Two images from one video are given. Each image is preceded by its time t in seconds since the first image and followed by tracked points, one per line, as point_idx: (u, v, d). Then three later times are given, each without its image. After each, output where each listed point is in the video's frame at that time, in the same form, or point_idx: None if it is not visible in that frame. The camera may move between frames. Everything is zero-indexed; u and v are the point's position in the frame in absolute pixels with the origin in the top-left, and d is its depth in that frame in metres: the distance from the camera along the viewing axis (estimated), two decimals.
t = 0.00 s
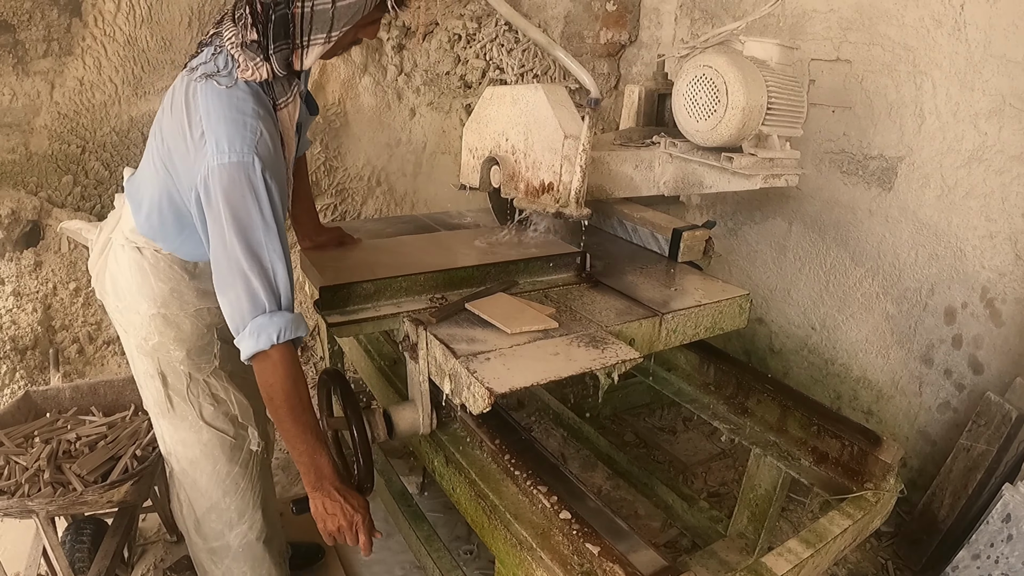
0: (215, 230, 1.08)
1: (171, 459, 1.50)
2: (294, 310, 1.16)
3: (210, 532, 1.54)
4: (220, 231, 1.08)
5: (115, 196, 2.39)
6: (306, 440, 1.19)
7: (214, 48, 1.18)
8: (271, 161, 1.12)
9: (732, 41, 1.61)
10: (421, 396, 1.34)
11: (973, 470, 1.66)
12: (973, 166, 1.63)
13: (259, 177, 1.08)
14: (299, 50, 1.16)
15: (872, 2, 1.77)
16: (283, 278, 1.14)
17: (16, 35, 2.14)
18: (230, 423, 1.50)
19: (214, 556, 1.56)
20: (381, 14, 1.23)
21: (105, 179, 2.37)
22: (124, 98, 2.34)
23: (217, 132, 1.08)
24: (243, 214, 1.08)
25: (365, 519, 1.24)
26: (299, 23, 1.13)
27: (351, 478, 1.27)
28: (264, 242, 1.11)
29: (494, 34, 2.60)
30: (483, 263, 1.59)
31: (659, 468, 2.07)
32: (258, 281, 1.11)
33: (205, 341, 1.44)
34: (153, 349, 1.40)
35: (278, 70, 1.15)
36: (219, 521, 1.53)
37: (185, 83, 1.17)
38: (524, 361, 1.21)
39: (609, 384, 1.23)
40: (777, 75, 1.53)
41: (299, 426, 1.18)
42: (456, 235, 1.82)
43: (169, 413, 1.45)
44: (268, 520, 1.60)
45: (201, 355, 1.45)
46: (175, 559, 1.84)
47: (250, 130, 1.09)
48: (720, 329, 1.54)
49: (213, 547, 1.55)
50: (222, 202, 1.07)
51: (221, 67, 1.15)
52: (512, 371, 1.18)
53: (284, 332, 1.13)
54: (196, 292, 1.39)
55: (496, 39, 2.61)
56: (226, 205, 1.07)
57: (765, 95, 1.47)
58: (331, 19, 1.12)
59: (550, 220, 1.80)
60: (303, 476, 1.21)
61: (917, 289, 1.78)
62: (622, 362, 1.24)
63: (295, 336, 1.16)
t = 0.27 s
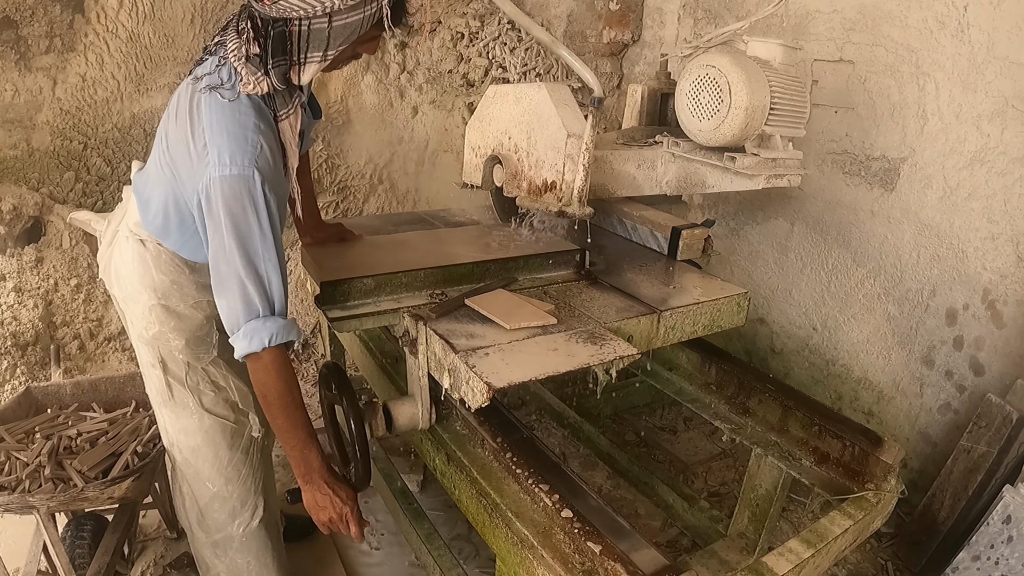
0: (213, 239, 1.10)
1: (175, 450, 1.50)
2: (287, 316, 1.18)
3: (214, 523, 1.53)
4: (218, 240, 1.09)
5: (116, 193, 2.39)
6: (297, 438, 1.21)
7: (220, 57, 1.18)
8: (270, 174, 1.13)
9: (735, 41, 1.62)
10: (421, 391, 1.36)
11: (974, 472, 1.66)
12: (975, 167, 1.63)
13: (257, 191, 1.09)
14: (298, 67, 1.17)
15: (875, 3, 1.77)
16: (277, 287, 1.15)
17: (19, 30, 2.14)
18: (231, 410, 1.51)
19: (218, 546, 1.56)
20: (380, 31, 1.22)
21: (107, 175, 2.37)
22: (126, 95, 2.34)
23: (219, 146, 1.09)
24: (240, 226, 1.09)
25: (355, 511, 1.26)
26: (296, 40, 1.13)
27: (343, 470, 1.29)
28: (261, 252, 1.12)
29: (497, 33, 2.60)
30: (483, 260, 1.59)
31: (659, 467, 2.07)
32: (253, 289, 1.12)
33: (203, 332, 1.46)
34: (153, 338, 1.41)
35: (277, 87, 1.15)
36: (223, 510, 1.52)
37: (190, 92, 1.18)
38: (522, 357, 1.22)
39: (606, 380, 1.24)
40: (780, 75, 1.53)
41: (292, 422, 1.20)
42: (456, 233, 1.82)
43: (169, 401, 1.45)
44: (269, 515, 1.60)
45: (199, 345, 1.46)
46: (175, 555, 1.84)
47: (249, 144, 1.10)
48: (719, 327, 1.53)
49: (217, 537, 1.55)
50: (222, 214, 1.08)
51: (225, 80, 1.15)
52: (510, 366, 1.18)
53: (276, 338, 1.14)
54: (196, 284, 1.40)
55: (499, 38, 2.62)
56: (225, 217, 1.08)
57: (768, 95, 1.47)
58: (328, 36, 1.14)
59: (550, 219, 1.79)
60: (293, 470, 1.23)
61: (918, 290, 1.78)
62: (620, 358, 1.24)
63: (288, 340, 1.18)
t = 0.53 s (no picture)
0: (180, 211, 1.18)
1: (181, 448, 1.51)
2: (247, 286, 1.24)
3: (217, 523, 1.54)
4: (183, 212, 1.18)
5: (118, 198, 2.40)
6: (267, 397, 1.26)
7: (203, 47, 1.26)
8: (232, 151, 1.19)
9: (735, 44, 1.63)
10: (420, 393, 1.37)
11: (976, 473, 1.65)
12: (976, 169, 1.63)
13: (218, 167, 1.16)
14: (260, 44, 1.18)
15: (875, 5, 1.77)
16: (236, 257, 1.22)
17: (20, 36, 2.16)
18: (232, 408, 1.50)
19: (221, 547, 1.56)
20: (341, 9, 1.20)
21: (109, 181, 2.38)
22: (127, 100, 2.34)
23: (185, 124, 1.16)
24: (202, 200, 1.16)
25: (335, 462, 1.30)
26: (258, 15, 1.15)
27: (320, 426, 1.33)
28: (222, 225, 1.19)
29: (497, 36, 2.59)
30: (481, 262, 1.60)
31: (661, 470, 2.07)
32: (213, 257, 1.20)
33: (204, 327, 1.46)
34: (156, 334, 1.43)
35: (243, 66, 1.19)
36: (227, 508, 1.53)
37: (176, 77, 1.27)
38: (520, 358, 1.22)
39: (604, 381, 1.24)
40: (780, 78, 1.53)
41: (263, 384, 1.26)
42: (456, 236, 1.83)
43: (173, 397, 1.46)
44: (272, 519, 1.60)
45: (200, 340, 1.46)
46: (178, 560, 1.85)
47: (213, 122, 1.16)
48: (716, 329, 1.54)
49: (221, 537, 1.56)
50: (186, 189, 1.16)
51: (200, 67, 1.22)
52: (507, 368, 1.19)
53: (233, 304, 1.21)
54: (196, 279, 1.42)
55: (499, 41, 2.61)
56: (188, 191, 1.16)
57: (768, 98, 1.47)
58: (285, 10, 1.13)
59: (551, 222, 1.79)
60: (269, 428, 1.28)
61: (920, 291, 1.78)
62: (617, 359, 1.25)
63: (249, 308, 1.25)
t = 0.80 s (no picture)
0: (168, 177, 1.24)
1: (184, 442, 1.52)
2: (233, 249, 1.29)
3: (219, 518, 1.55)
4: (171, 178, 1.23)
5: (121, 195, 2.40)
6: (257, 361, 1.31)
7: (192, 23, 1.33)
8: (217, 119, 1.24)
9: (740, 47, 1.65)
10: (420, 390, 1.37)
11: (977, 479, 1.65)
12: (980, 174, 1.63)
13: (201, 132, 1.20)
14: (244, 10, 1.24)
15: (880, 10, 1.77)
16: (221, 221, 1.27)
17: (25, 33, 2.18)
18: (235, 402, 1.51)
19: (223, 542, 1.57)
20: None
21: (112, 178, 2.38)
22: (131, 98, 2.34)
23: (171, 93, 1.21)
24: (188, 165, 1.21)
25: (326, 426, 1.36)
26: None
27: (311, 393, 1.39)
28: (208, 190, 1.24)
29: (502, 37, 2.57)
30: (482, 262, 1.60)
31: (662, 473, 2.07)
32: (199, 221, 1.25)
33: (208, 317, 1.46)
34: (161, 326, 1.44)
35: (226, 30, 1.25)
36: (228, 502, 1.54)
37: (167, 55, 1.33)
38: (519, 357, 1.23)
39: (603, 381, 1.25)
40: (785, 82, 1.53)
41: (251, 349, 1.30)
42: (457, 236, 1.83)
43: (176, 390, 1.48)
44: (273, 516, 1.60)
45: (204, 330, 1.47)
46: (178, 558, 1.85)
47: (197, 89, 1.21)
48: (715, 330, 1.55)
49: (223, 532, 1.56)
50: (172, 154, 1.21)
51: (188, 44, 1.29)
52: (507, 366, 1.19)
53: (219, 267, 1.26)
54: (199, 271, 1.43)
55: (504, 43, 2.58)
56: (174, 157, 1.21)
57: (773, 101, 1.47)
58: None
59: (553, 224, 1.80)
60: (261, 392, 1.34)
61: (922, 296, 1.78)
62: (616, 358, 1.25)
63: (234, 271, 1.30)
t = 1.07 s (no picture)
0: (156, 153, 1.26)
1: (187, 442, 1.52)
2: (216, 227, 1.31)
3: (223, 518, 1.55)
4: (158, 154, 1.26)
5: (123, 196, 2.41)
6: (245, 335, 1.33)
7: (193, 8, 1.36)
8: (206, 98, 1.26)
9: (742, 47, 1.64)
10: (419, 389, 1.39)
11: (979, 479, 1.65)
12: (981, 174, 1.63)
13: (188, 109, 1.23)
14: None
15: (881, 9, 1.77)
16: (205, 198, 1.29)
17: (26, 34, 2.18)
18: (238, 402, 1.51)
19: (226, 543, 1.57)
20: None
21: (114, 179, 2.39)
22: (132, 99, 2.35)
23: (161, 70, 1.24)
24: (175, 141, 1.23)
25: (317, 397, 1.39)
26: None
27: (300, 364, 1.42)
28: (194, 167, 1.27)
29: (503, 38, 2.57)
30: (481, 261, 1.60)
31: (664, 473, 2.07)
32: (183, 197, 1.27)
33: (211, 315, 1.46)
34: (165, 325, 1.44)
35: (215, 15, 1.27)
36: (230, 502, 1.54)
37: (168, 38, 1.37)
38: (518, 355, 1.23)
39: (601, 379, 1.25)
40: (787, 82, 1.53)
41: (239, 324, 1.32)
42: (457, 235, 1.83)
43: (180, 390, 1.48)
44: (276, 516, 1.60)
45: (208, 327, 1.46)
46: (180, 559, 1.85)
47: (186, 67, 1.23)
48: (713, 328, 1.54)
49: (226, 533, 1.56)
50: (158, 131, 1.24)
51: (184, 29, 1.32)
52: (506, 365, 1.19)
53: (200, 243, 1.28)
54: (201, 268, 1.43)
55: (505, 43, 2.59)
56: (161, 132, 1.23)
57: (774, 101, 1.46)
58: None
59: (554, 224, 1.79)
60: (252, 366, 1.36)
61: (924, 296, 1.78)
62: (614, 357, 1.25)
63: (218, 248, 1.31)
